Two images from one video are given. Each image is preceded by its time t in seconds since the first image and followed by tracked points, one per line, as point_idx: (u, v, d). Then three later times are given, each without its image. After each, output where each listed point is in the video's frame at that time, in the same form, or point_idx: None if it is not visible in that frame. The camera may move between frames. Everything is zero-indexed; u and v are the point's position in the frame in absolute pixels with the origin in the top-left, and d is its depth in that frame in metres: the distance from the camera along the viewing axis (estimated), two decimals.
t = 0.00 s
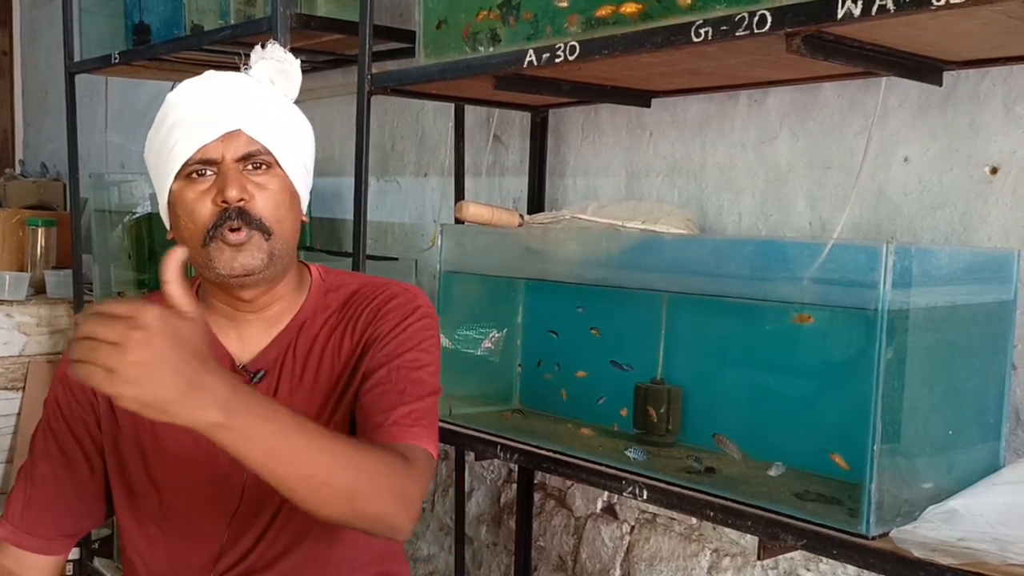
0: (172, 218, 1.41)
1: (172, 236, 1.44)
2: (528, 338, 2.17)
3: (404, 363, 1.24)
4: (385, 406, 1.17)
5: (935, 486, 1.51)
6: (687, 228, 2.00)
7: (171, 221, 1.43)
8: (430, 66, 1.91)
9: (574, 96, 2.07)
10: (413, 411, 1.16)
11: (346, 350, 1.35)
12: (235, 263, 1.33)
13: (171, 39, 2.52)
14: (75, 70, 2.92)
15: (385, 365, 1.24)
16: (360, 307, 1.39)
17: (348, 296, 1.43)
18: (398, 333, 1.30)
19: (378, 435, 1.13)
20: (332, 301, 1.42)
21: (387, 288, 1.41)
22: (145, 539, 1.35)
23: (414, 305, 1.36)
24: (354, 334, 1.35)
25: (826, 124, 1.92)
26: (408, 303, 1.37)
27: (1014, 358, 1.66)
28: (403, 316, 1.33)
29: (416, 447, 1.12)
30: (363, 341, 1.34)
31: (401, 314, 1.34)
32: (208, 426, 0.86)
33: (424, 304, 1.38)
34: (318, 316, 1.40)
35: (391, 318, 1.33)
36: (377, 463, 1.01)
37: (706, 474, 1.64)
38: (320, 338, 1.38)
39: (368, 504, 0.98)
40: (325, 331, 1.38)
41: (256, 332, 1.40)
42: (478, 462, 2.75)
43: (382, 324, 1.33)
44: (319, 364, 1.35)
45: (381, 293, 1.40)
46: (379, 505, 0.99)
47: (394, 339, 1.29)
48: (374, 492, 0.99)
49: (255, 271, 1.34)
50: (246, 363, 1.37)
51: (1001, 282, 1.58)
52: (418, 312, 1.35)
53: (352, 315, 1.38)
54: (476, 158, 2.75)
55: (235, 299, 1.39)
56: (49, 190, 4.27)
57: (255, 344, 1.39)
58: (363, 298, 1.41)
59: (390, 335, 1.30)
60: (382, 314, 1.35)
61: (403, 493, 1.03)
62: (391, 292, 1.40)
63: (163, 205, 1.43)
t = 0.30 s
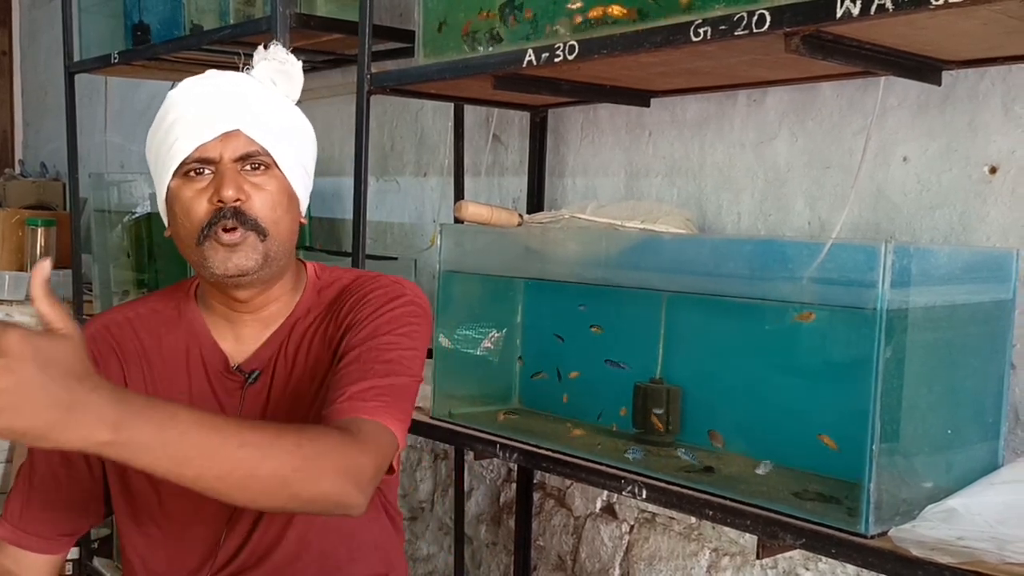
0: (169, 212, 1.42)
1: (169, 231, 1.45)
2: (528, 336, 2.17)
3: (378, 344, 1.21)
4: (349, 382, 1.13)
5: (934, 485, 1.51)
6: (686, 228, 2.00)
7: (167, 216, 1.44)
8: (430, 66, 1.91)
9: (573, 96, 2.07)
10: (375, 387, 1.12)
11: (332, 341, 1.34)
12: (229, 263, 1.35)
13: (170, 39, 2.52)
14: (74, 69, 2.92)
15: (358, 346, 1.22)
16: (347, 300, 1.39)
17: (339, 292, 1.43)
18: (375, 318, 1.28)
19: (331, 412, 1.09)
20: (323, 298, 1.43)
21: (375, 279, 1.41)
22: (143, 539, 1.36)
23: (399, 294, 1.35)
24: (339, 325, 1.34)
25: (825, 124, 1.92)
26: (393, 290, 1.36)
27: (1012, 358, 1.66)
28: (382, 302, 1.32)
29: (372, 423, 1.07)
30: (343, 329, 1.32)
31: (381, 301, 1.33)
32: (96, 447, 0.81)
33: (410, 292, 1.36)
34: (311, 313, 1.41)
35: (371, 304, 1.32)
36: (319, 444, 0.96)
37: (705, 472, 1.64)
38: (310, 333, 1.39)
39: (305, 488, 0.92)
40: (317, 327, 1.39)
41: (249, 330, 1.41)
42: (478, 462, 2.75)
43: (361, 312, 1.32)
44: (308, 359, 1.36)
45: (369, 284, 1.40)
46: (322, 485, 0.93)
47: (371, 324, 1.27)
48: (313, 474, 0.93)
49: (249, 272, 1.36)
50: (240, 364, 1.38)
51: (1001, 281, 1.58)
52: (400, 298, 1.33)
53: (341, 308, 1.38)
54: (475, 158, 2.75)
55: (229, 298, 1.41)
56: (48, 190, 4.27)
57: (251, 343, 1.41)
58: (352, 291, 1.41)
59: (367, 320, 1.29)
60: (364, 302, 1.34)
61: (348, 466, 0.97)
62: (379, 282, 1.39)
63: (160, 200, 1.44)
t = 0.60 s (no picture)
0: (160, 216, 1.44)
1: (161, 237, 1.48)
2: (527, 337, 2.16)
3: (393, 396, 1.26)
4: (372, 450, 1.19)
5: (933, 485, 1.51)
6: (685, 228, 2.00)
7: (157, 220, 1.46)
8: (430, 66, 1.92)
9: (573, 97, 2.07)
10: (398, 453, 1.19)
11: (335, 362, 1.36)
12: (218, 267, 1.36)
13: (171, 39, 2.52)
14: (74, 70, 2.92)
15: (375, 397, 1.26)
16: (351, 318, 1.40)
17: (338, 302, 1.44)
18: (387, 356, 1.31)
19: (358, 489, 1.17)
20: (320, 307, 1.44)
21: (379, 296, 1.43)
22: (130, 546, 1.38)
23: (405, 322, 1.37)
24: (343, 349, 1.36)
25: (825, 124, 1.93)
26: (400, 315, 1.38)
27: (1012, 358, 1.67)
28: (392, 335, 1.35)
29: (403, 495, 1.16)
30: (351, 358, 1.35)
31: (390, 332, 1.35)
32: None
33: (416, 317, 1.40)
34: (306, 325, 1.42)
35: (380, 336, 1.34)
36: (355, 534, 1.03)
37: (705, 473, 1.64)
38: (311, 348, 1.39)
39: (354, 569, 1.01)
40: (315, 339, 1.40)
41: (241, 336, 1.43)
42: (477, 462, 2.75)
43: (369, 347, 1.34)
44: (308, 375, 1.37)
45: (372, 301, 1.42)
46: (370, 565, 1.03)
47: (384, 364, 1.30)
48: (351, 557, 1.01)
49: (238, 276, 1.37)
50: (231, 371, 1.39)
51: (1000, 281, 1.58)
52: (409, 328, 1.36)
53: (345, 324, 1.40)
54: (475, 158, 2.76)
55: (220, 303, 1.43)
56: (48, 190, 4.27)
57: (244, 350, 1.42)
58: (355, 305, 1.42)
59: (378, 358, 1.32)
60: (372, 330, 1.36)
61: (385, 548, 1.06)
62: (384, 301, 1.41)
63: (151, 203, 1.46)
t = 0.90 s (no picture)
0: (171, 212, 1.40)
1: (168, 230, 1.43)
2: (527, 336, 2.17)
3: (401, 420, 1.34)
4: (380, 476, 1.29)
5: (933, 485, 1.51)
6: (686, 229, 2.00)
7: (168, 214, 1.41)
8: (430, 67, 1.92)
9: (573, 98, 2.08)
10: (400, 478, 1.29)
11: (342, 373, 1.39)
12: (228, 269, 1.34)
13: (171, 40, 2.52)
14: (74, 70, 2.93)
15: (384, 420, 1.34)
16: (356, 327, 1.43)
17: (344, 308, 1.46)
18: (396, 375, 1.37)
19: (368, 518, 1.27)
20: (325, 311, 1.45)
21: (383, 305, 1.45)
22: (130, 548, 1.38)
23: (411, 334, 1.42)
24: (352, 362, 1.39)
25: (825, 125, 1.93)
26: (406, 327, 1.43)
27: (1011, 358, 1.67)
28: (400, 352, 1.40)
29: (411, 519, 1.27)
30: (358, 372, 1.39)
31: (397, 350, 1.40)
32: None
33: (422, 328, 1.44)
34: (310, 330, 1.43)
35: (387, 354, 1.39)
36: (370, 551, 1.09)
37: (705, 473, 1.64)
38: (316, 355, 1.41)
39: None
40: (320, 346, 1.42)
41: (242, 340, 1.42)
42: (478, 462, 2.76)
43: (377, 363, 1.39)
44: (314, 384, 1.39)
45: (377, 311, 1.44)
46: None
47: (392, 384, 1.37)
48: None
49: (246, 281, 1.35)
50: (234, 375, 1.40)
51: (1000, 282, 1.58)
52: (414, 343, 1.41)
53: (350, 335, 1.42)
54: (476, 158, 2.76)
55: (224, 306, 1.40)
56: (49, 190, 4.28)
57: (246, 355, 1.42)
58: (360, 314, 1.45)
59: (388, 378, 1.37)
60: (379, 345, 1.40)
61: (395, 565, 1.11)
62: (388, 311, 1.44)
63: (161, 197, 1.42)
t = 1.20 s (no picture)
0: (188, 214, 1.40)
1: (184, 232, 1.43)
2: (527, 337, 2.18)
3: (416, 425, 1.35)
4: (397, 481, 1.30)
5: (933, 485, 1.52)
6: (686, 229, 2.01)
7: (184, 216, 1.41)
8: (431, 67, 1.92)
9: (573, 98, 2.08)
10: (421, 482, 1.30)
11: (356, 378, 1.39)
12: (244, 274, 1.34)
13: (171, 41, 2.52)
14: (74, 70, 2.93)
15: (401, 424, 1.34)
16: (371, 332, 1.42)
17: (357, 310, 1.45)
18: (412, 382, 1.38)
19: (386, 520, 1.28)
20: (338, 314, 1.44)
21: (398, 310, 1.45)
22: (140, 545, 1.38)
23: (426, 341, 1.42)
24: (366, 367, 1.40)
25: (824, 126, 1.93)
26: (421, 334, 1.43)
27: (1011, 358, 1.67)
28: (415, 358, 1.40)
29: (426, 524, 1.29)
30: (373, 377, 1.39)
31: (413, 356, 1.40)
32: None
33: (436, 335, 1.44)
34: (325, 333, 1.42)
35: (403, 360, 1.39)
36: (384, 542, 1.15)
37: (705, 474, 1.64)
38: (329, 358, 1.41)
39: None
40: (333, 349, 1.41)
41: (257, 340, 1.41)
42: (478, 462, 2.76)
43: (394, 368, 1.39)
44: (327, 386, 1.39)
45: (391, 315, 1.44)
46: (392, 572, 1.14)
47: (407, 390, 1.37)
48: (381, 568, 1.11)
49: (262, 286, 1.35)
50: (247, 374, 1.39)
51: (1000, 283, 1.59)
52: (429, 350, 1.41)
53: (364, 339, 1.42)
54: (476, 159, 2.76)
55: (240, 307, 1.39)
56: (49, 191, 4.28)
57: (259, 354, 1.41)
58: (375, 318, 1.44)
59: (404, 385, 1.38)
60: (395, 351, 1.40)
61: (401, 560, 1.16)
62: (403, 317, 1.44)
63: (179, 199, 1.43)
